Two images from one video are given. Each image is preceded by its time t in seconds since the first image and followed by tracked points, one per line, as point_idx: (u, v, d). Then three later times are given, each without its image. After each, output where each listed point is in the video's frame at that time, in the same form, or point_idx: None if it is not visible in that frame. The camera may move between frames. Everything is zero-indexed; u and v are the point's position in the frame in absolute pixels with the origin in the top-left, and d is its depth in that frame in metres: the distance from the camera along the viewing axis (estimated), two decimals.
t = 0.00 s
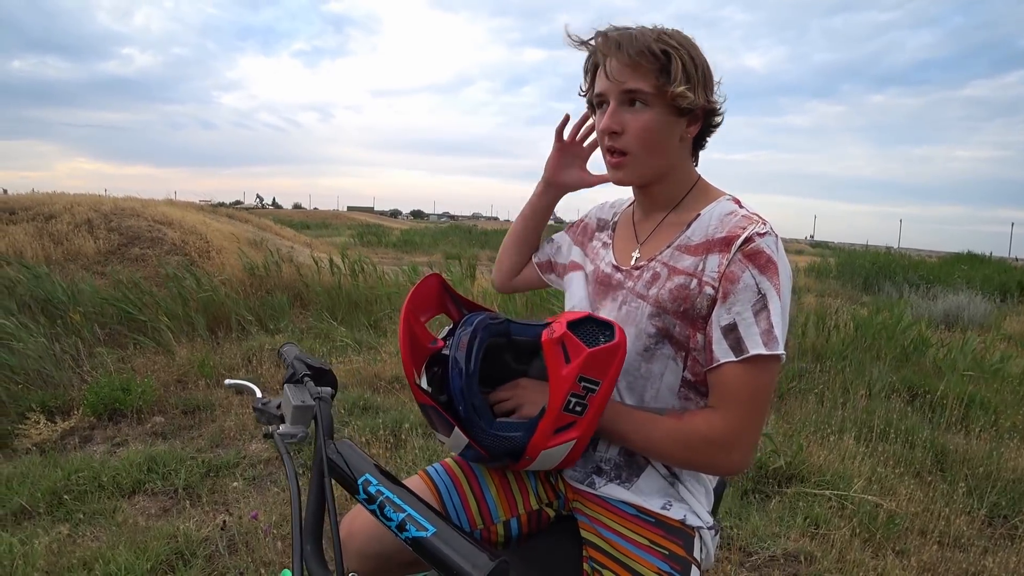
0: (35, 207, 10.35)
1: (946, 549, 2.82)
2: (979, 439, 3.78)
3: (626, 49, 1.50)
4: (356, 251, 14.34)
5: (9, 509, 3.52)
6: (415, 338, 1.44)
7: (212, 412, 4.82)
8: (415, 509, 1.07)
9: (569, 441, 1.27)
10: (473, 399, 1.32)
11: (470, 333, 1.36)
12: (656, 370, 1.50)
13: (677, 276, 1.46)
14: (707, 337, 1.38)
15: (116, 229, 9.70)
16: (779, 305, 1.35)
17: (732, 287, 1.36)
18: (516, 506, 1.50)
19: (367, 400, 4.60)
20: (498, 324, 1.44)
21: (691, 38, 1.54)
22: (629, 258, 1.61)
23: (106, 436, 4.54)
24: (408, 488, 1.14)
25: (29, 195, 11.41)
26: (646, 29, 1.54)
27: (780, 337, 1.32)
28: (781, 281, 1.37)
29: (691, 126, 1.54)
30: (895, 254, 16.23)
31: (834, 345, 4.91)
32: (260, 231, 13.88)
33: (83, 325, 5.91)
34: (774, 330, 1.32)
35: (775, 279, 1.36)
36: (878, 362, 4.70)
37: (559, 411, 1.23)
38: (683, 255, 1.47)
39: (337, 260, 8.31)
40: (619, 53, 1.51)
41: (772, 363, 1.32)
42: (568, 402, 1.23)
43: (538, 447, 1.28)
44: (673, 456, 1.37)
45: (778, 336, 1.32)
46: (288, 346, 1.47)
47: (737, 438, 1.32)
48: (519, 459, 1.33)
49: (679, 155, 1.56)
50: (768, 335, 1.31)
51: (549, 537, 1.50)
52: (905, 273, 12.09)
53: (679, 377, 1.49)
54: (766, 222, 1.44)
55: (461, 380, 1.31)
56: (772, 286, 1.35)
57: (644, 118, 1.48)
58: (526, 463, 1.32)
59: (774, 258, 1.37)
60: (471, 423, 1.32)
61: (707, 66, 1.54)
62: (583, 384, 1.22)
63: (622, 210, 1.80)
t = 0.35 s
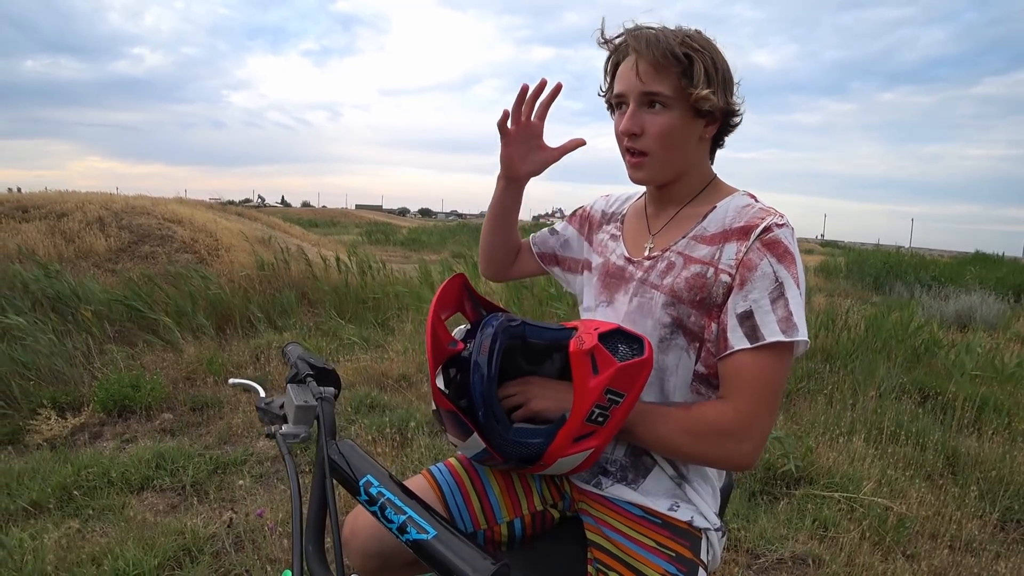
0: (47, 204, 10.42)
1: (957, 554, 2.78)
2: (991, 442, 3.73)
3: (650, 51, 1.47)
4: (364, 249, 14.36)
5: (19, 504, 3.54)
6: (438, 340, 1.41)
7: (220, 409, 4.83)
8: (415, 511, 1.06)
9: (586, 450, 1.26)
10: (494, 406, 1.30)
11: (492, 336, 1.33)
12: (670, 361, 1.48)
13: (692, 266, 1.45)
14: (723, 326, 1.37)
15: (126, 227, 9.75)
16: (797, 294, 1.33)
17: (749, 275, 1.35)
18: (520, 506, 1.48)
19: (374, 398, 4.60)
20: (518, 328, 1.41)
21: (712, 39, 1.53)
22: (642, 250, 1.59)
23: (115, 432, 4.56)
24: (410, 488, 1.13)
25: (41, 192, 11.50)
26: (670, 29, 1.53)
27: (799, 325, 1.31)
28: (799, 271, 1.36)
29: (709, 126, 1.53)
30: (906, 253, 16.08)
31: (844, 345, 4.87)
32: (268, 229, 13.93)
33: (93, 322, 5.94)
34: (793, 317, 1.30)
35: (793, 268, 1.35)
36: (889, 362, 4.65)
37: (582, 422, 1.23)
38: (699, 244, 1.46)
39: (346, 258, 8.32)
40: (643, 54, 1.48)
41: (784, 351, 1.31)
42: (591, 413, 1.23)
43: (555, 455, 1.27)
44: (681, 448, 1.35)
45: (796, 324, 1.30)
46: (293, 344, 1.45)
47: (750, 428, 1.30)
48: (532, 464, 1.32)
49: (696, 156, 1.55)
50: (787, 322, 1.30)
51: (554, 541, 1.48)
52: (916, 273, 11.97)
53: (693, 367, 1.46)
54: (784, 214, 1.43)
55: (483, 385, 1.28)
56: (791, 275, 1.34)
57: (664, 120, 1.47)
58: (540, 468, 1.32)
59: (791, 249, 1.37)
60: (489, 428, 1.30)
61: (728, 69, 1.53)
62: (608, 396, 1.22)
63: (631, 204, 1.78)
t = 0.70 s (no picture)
0: (51, 203, 10.45)
1: (960, 554, 2.77)
2: (995, 442, 3.71)
3: (634, 52, 1.47)
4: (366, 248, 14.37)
5: (22, 502, 3.54)
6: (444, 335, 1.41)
7: (222, 408, 4.84)
8: (413, 508, 1.05)
9: (591, 444, 1.25)
10: (498, 399, 1.29)
11: (496, 331, 1.34)
12: (670, 362, 1.47)
13: (692, 266, 1.43)
14: (723, 327, 1.35)
15: (129, 226, 9.76)
16: (796, 293, 1.32)
17: (749, 275, 1.34)
18: (521, 506, 1.47)
19: (376, 397, 4.59)
20: (522, 324, 1.41)
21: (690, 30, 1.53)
22: (641, 250, 1.58)
23: (118, 430, 4.57)
24: (407, 485, 1.11)
25: (45, 191, 11.52)
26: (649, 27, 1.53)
27: (798, 324, 1.29)
28: (799, 271, 1.35)
29: (703, 116, 1.53)
30: (910, 251, 16.02)
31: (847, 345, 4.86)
32: (271, 228, 13.94)
33: (96, 321, 5.95)
34: (792, 316, 1.29)
35: (792, 268, 1.33)
36: (892, 362, 4.64)
37: (586, 415, 1.22)
38: (698, 244, 1.45)
39: (348, 257, 8.32)
40: (628, 55, 1.48)
41: (783, 350, 1.29)
42: (596, 406, 1.22)
43: (560, 449, 1.26)
44: (683, 447, 1.34)
45: (795, 323, 1.29)
46: (292, 343, 1.44)
47: (751, 428, 1.29)
48: (536, 460, 1.31)
49: (694, 149, 1.54)
50: (785, 321, 1.29)
51: (555, 539, 1.48)
52: (919, 271, 11.93)
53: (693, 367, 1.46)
54: (783, 213, 1.41)
55: (488, 379, 1.28)
56: (790, 275, 1.33)
57: (661, 116, 1.46)
58: (544, 464, 1.30)
59: (792, 248, 1.35)
60: (494, 422, 1.30)
61: (711, 57, 1.53)
62: (614, 389, 1.21)
63: (631, 202, 1.77)
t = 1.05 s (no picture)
0: (52, 202, 10.45)
1: (962, 555, 2.77)
2: (996, 443, 3.71)
3: (643, 42, 1.48)
4: (367, 247, 14.37)
5: (22, 501, 3.55)
6: (444, 332, 1.41)
7: (223, 407, 4.84)
8: (418, 509, 1.05)
9: (592, 446, 1.25)
10: (498, 399, 1.29)
11: (497, 331, 1.34)
12: (670, 365, 1.47)
13: (693, 267, 1.44)
14: (725, 328, 1.35)
15: (130, 224, 9.76)
16: (798, 292, 1.32)
17: (751, 275, 1.34)
18: (523, 507, 1.47)
19: (377, 397, 4.59)
20: (523, 325, 1.42)
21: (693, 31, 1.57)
22: (642, 251, 1.58)
23: (118, 429, 4.57)
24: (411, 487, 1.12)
25: (45, 190, 11.53)
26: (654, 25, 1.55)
27: (799, 323, 1.30)
28: (801, 270, 1.35)
29: (705, 114, 1.54)
30: (910, 251, 16.02)
31: (848, 345, 4.86)
32: (272, 227, 13.94)
33: (97, 319, 5.95)
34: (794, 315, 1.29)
35: (795, 267, 1.33)
36: (893, 362, 4.64)
37: (586, 417, 1.22)
38: (700, 245, 1.45)
39: (349, 256, 8.32)
40: (637, 46, 1.49)
41: (786, 351, 1.29)
42: (596, 408, 1.22)
43: (560, 451, 1.26)
44: (683, 448, 1.34)
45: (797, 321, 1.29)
46: (295, 343, 1.44)
47: (752, 429, 1.29)
48: (536, 462, 1.31)
49: (695, 145, 1.55)
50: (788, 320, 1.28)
51: (557, 539, 1.48)
52: (920, 272, 11.94)
53: (693, 370, 1.45)
54: (784, 213, 1.42)
55: (488, 379, 1.27)
56: (793, 274, 1.33)
57: (668, 106, 1.46)
58: (544, 466, 1.30)
59: (794, 248, 1.35)
60: (494, 422, 1.29)
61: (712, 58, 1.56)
62: (613, 391, 1.21)
63: (629, 204, 1.77)
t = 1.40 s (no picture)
0: (54, 202, 10.46)
1: (964, 557, 2.78)
2: (998, 444, 3.72)
3: (634, 51, 1.50)
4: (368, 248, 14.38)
5: (25, 502, 3.56)
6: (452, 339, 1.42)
7: (225, 408, 4.85)
8: (431, 514, 1.06)
9: (597, 451, 1.26)
10: (505, 404, 1.29)
11: (504, 336, 1.34)
12: (676, 365, 1.48)
13: (698, 267, 1.45)
14: (730, 327, 1.36)
15: (132, 225, 9.77)
16: (803, 290, 1.32)
17: (755, 274, 1.35)
18: (529, 510, 1.48)
19: (379, 398, 4.60)
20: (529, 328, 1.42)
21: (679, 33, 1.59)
22: (647, 251, 1.59)
23: (121, 430, 4.58)
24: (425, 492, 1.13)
25: (47, 190, 11.55)
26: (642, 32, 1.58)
27: (803, 322, 1.30)
28: (806, 269, 1.35)
29: (704, 114, 1.55)
30: (911, 253, 16.04)
31: (850, 346, 4.87)
32: (273, 228, 13.95)
33: (99, 320, 5.96)
34: (798, 313, 1.30)
35: (799, 266, 1.34)
36: (895, 364, 4.65)
37: (593, 422, 1.23)
38: (704, 245, 1.46)
39: (350, 257, 8.33)
40: (629, 55, 1.51)
41: (791, 352, 1.29)
42: (602, 413, 1.23)
43: (566, 456, 1.27)
44: (687, 448, 1.35)
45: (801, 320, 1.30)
46: (302, 345, 1.45)
47: (756, 431, 1.29)
48: (542, 466, 1.32)
49: (697, 146, 1.56)
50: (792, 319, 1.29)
51: (563, 542, 1.49)
52: (922, 273, 11.94)
53: (698, 372, 1.46)
54: (789, 212, 1.42)
55: (494, 385, 1.28)
56: (797, 273, 1.33)
57: (667, 110, 1.47)
58: (550, 470, 1.31)
59: (798, 247, 1.35)
60: (500, 427, 1.31)
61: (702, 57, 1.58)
62: (620, 397, 1.22)
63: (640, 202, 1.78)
